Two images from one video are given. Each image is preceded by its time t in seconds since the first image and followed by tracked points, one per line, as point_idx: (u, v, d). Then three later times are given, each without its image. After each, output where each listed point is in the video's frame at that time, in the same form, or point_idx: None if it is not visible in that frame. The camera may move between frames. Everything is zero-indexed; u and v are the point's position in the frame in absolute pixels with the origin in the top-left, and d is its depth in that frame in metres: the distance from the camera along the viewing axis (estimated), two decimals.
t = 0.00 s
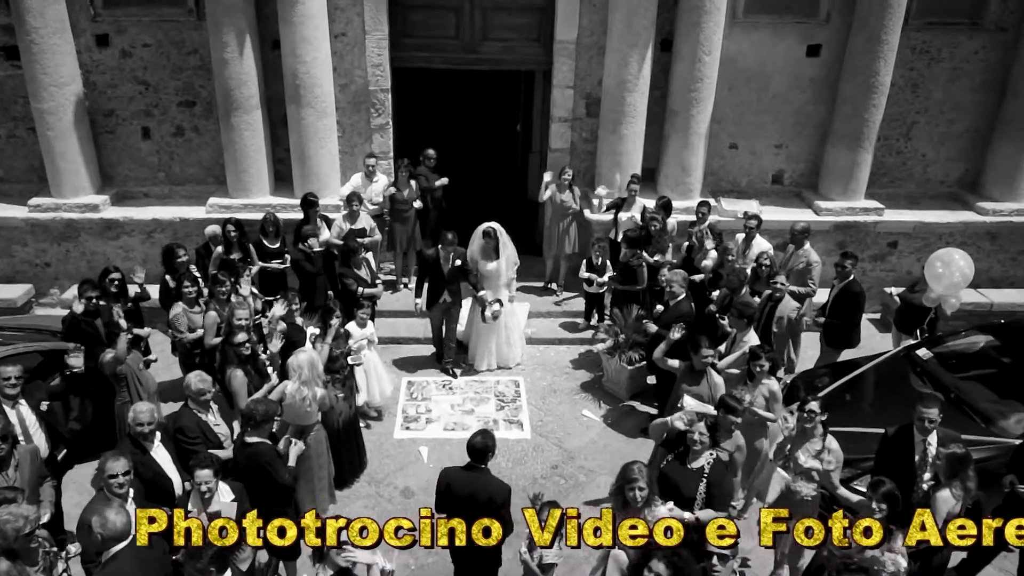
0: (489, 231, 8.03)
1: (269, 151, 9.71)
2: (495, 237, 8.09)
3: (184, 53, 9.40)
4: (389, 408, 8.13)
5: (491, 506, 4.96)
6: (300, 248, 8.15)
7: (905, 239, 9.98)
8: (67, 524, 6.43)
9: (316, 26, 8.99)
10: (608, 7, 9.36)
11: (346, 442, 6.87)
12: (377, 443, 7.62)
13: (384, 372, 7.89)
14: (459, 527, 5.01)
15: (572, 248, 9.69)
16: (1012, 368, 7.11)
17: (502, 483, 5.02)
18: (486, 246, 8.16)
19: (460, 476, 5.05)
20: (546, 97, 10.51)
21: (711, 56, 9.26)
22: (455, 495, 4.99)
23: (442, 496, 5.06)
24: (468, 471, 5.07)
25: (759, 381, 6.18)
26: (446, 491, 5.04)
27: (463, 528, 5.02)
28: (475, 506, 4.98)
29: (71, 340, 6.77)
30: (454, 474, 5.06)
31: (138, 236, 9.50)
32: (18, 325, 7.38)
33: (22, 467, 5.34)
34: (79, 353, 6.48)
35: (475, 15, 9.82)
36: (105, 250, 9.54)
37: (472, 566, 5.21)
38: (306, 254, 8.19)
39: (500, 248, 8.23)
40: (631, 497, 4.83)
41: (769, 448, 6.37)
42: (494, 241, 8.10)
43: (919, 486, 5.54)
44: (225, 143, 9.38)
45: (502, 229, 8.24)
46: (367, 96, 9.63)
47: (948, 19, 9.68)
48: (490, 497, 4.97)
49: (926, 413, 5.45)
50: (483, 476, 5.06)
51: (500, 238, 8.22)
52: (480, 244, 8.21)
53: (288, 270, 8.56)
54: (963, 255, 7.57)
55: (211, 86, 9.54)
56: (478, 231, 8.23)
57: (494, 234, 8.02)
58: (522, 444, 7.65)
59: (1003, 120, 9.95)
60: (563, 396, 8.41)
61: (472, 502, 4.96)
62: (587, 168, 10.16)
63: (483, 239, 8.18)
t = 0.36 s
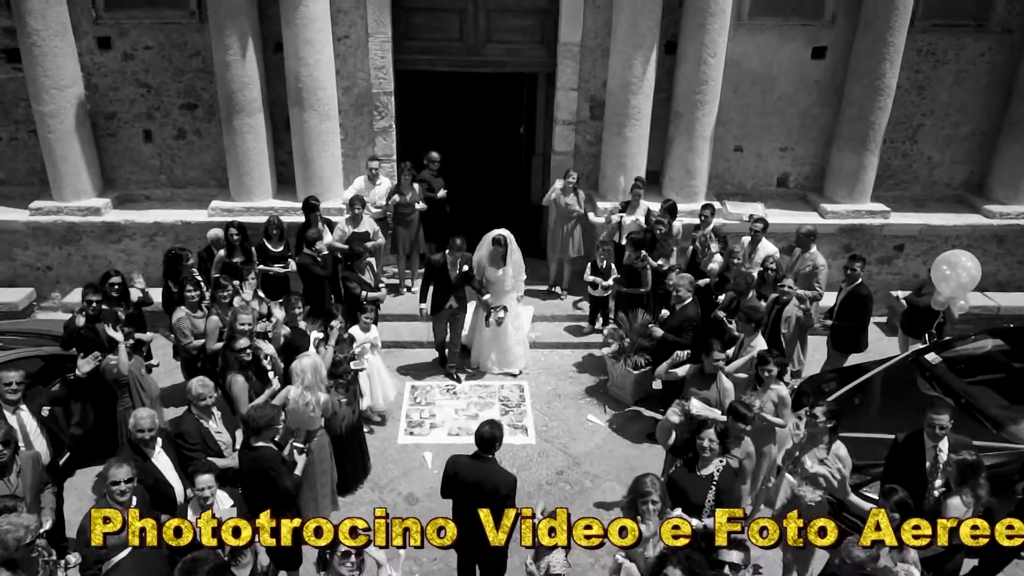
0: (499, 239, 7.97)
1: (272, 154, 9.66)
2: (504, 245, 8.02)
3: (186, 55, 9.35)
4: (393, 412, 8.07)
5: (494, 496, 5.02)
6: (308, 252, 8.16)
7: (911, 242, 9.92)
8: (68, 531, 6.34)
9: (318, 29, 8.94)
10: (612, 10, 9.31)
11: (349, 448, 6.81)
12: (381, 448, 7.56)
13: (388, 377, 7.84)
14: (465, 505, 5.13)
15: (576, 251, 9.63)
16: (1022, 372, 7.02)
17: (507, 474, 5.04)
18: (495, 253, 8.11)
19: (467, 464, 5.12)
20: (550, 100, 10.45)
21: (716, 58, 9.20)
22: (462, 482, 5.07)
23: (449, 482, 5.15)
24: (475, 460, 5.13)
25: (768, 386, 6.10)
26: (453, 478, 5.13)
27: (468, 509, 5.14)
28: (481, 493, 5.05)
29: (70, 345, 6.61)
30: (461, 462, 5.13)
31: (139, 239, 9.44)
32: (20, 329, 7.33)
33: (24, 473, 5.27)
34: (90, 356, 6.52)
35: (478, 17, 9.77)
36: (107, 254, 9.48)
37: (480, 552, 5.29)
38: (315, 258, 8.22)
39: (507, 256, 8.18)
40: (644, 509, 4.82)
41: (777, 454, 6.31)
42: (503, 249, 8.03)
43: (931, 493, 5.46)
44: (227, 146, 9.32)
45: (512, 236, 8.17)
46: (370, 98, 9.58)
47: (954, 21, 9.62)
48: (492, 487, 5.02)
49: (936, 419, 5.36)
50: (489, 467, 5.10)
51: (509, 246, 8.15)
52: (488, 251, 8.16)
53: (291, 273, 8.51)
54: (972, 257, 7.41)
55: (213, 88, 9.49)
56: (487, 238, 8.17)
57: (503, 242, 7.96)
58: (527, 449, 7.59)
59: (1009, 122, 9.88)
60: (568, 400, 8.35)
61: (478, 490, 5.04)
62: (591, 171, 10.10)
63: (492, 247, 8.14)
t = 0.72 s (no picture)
0: (511, 247, 7.86)
1: (275, 155, 9.61)
2: (516, 251, 7.93)
3: (189, 56, 9.30)
4: (396, 415, 8.01)
5: (500, 488, 5.08)
6: (315, 255, 8.08)
7: (917, 245, 9.86)
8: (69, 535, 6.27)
9: (322, 30, 8.89)
10: (617, 11, 9.26)
11: (352, 451, 6.75)
12: (384, 451, 7.51)
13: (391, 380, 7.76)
14: (476, 495, 5.19)
15: (581, 253, 9.58)
16: None
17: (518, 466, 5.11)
18: (506, 259, 8.03)
19: (477, 455, 5.18)
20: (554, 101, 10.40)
21: (722, 60, 9.15)
22: (472, 471, 5.15)
23: (460, 470, 5.23)
24: (486, 451, 5.18)
25: (777, 391, 6.10)
26: (463, 466, 5.20)
27: (478, 498, 5.20)
28: (489, 484, 5.11)
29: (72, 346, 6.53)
30: (471, 452, 5.22)
31: (142, 240, 9.39)
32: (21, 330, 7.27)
33: (25, 476, 5.22)
34: (72, 367, 6.45)
35: (483, 19, 9.72)
36: (109, 255, 9.43)
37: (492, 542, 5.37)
38: (322, 261, 8.13)
39: (519, 262, 8.09)
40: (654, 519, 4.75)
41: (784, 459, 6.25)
42: (515, 255, 7.93)
43: (942, 499, 5.40)
44: (230, 147, 9.27)
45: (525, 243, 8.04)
46: (374, 99, 9.53)
47: (961, 23, 9.56)
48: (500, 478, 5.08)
49: (947, 424, 5.32)
50: (498, 457, 5.16)
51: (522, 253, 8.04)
52: (499, 257, 8.10)
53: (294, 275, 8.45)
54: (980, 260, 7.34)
55: (216, 89, 9.44)
56: (499, 244, 8.10)
57: (515, 248, 7.87)
58: (532, 453, 7.53)
59: (1016, 124, 9.83)
60: (572, 404, 8.29)
61: (485, 480, 5.09)
62: (596, 172, 10.05)
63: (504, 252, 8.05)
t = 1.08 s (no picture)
0: (526, 251, 7.67)
1: (279, 152, 9.56)
2: (531, 253, 7.74)
3: (192, 52, 9.25)
4: (401, 413, 7.97)
5: (515, 477, 5.06)
6: (322, 254, 8.09)
7: (926, 241, 9.80)
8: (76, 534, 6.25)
9: (326, 25, 8.83)
10: (623, 6, 9.19)
11: (357, 448, 6.70)
12: (389, 449, 7.46)
13: (397, 378, 7.72)
14: (492, 485, 5.15)
15: (587, 250, 9.53)
16: None
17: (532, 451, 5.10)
18: (521, 261, 7.85)
19: (495, 443, 5.15)
20: (559, 97, 10.34)
21: (729, 55, 9.08)
22: (488, 459, 5.11)
23: (477, 459, 5.19)
24: (504, 440, 5.15)
25: (787, 388, 6.05)
26: (480, 454, 5.16)
27: (494, 489, 5.17)
28: (504, 474, 5.09)
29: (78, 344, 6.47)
30: (489, 440, 5.17)
31: (145, 238, 9.35)
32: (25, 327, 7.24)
33: (31, 475, 5.19)
34: (81, 362, 6.33)
35: (488, 14, 9.67)
36: (112, 252, 9.39)
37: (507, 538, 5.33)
38: (330, 259, 8.11)
39: (534, 264, 7.90)
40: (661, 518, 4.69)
41: (794, 456, 6.21)
42: (529, 257, 7.75)
43: (953, 497, 5.34)
44: (234, 144, 9.22)
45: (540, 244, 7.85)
46: (378, 96, 9.47)
47: (970, 17, 9.49)
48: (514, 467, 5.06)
49: (959, 422, 5.28)
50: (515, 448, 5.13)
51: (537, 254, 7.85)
52: (513, 258, 7.90)
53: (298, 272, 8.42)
54: (990, 259, 7.31)
55: (220, 86, 9.39)
56: (514, 245, 7.88)
57: (530, 251, 7.67)
58: (538, 451, 7.48)
59: None
60: (579, 401, 8.24)
61: (500, 469, 5.07)
62: (601, 168, 9.99)
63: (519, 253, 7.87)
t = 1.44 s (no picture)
0: (544, 253, 7.64)
1: (281, 151, 9.51)
2: (548, 255, 7.71)
3: (194, 51, 9.20)
4: (406, 414, 7.93)
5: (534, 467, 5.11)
6: (326, 254, 8.02)
7: (931, 239, 9.76)
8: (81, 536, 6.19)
9: (329, 24, 8.78)
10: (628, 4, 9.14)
11: (363, 450, 6.65)
12: (395, 450, 7.42)
13: (401, 378, 7.66)
14: (515, 475, 5.22)
15: (591, 250, 9.50)
16: None
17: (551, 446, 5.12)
18: (538, 264, 7.82)
19: (517, 433, 5.21)
20: (563, 96, 10.29)
21: (734, 53, 9.03)
22: (511, 448, 5.17)
23: (500, 448, 5.25)
24: (526, 431, 5.21)
25: (796, 389, 6.11)
26: (503, 444, 5.22)
27: (517, 478, 5.23)
28: (524, 462, 5.16)
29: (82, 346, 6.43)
30: (511, 430, 5.23)
31: (148, 238, 9.30)
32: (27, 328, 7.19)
33: (34, 478, 5.14)
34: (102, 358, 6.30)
35: (491, 13, 9.61)
36: (114, 253, 9.34)
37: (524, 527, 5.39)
38: (333, 260, 8.06)
39: (552, 266, 7.88)
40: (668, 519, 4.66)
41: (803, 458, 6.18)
42: (546, 259, 7.72)
43: (965, 498, 5.32)
44: (236, 143, 9.17)
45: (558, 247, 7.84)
46: (381, 94, 9.42)
47: (976, 15, 9.44)
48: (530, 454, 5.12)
49: (972, 420, 5.23)
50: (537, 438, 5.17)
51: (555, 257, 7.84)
52: (531, 262, 7.87)
53: (302, 272, 8.39)
54: (999, 257, 7.19)
55: (222, 85, 9.34)
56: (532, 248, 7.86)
57: (548, 252, 7.65)
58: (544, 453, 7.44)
59: None
60: (584, 402, 8.20)
61: (522, 458, 5.14)
62: (605, 167, 9.94)
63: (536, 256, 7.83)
